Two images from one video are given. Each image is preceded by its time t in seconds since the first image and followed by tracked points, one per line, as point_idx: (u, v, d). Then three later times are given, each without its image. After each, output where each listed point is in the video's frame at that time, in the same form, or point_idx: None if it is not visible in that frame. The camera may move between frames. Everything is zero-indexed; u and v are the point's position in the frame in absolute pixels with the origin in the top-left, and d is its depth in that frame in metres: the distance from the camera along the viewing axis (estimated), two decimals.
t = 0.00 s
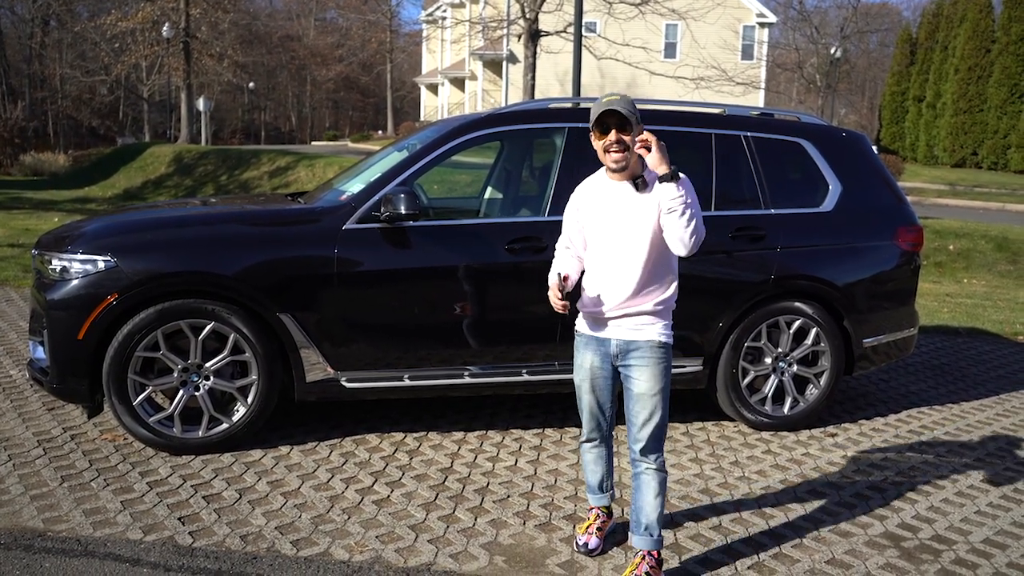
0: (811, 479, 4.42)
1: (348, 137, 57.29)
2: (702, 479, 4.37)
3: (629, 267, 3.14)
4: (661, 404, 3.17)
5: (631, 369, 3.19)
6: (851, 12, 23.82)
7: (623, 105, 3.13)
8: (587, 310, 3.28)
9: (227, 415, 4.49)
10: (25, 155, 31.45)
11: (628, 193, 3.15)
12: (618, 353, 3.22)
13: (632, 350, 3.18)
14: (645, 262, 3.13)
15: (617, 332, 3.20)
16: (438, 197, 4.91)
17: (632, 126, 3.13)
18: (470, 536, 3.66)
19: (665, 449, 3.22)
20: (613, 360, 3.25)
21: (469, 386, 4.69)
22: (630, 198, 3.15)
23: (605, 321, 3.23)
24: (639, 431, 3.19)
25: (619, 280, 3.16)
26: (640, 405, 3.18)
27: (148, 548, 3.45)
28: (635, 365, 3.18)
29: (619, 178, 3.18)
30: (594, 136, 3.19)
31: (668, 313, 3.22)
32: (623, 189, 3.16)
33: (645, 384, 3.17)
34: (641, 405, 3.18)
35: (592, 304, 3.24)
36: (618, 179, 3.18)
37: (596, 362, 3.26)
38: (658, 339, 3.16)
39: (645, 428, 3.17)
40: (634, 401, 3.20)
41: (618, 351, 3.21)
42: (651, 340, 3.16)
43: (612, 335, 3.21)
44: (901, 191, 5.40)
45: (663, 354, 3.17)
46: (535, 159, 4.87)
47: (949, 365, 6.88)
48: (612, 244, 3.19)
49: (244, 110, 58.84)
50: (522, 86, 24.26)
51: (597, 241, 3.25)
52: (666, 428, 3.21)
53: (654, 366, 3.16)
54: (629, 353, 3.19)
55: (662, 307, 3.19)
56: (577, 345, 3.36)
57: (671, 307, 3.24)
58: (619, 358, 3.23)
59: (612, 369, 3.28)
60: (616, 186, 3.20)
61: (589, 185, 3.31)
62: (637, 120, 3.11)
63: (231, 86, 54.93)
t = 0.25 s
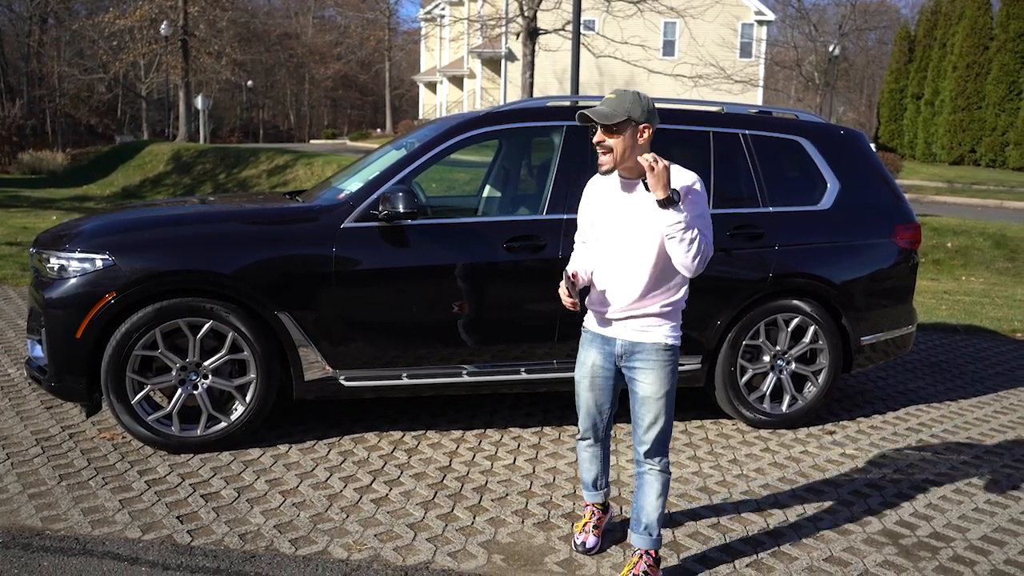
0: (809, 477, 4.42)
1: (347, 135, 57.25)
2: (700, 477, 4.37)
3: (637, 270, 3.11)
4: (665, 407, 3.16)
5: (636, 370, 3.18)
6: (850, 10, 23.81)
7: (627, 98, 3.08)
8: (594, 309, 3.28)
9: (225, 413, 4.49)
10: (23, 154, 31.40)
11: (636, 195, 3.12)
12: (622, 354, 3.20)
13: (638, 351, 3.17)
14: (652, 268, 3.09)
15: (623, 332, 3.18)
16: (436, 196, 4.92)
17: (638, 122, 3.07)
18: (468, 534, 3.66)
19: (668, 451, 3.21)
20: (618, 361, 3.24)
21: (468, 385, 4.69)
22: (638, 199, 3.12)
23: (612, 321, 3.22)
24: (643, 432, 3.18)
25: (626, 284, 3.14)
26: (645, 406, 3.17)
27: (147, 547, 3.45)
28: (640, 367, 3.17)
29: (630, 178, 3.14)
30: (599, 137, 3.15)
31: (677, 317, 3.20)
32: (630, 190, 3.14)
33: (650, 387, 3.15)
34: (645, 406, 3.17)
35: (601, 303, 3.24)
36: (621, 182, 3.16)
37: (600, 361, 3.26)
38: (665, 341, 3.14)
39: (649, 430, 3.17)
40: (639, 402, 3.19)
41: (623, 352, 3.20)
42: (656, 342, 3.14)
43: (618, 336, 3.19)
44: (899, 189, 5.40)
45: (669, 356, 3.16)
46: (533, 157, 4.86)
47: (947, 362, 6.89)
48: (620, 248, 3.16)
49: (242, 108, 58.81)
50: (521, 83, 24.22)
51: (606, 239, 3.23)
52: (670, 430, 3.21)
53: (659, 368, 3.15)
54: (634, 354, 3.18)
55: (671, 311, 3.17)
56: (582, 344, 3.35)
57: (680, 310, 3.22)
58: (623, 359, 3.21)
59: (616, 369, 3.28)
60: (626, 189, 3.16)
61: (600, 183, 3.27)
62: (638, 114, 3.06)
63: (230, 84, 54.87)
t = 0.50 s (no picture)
0: (807, 476, 4.43)
1: (345, 135, 57.20)
2: (698, 477, 4.38)
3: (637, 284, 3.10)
4: (669, 410, 3.15)
5: (640, 373, 3.17)
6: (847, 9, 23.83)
7: (618, 109, 3.02)
8: (601, 311, 3.30)
9: (223, 414, 4.49)
10: (21, 154, 31.35)
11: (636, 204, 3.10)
12: (626, 356, 3.20)
13: (640, 354, 3.15)
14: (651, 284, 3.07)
15: (627, 335, 3.17)
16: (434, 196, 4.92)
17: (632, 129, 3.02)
18: (467, 534, 3.66)
19: (670, 454, 3.20)
20: (622, 362, 3.24)
21: (466, 385, 4.69)
22: (638, 207, 3.10)
23: (615, 324, 3.22)
24: (645, 434, 3.17)
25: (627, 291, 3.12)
26: (648, 409, 3.16)
27: (144, 547, 3.45)
28: (644, 369, 3.15)
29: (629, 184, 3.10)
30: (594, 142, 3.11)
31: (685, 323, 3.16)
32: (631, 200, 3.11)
33: (654, 390, 3.14)
34: (648, 409, 3.16)
35: (607, 307, 3.24)
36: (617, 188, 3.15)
37: (605, 361, 3.28)
38: (669, 345, 3.11)
39: (651, 433, 3.16)
40: (642, 404, 3.18)
41: (627, 355, 3.19)
42: (660, 346, 3.11)
43: (622, 338, 3.19)
44: (896, 189, 5.41)
45: (674, 362, 3.13)
46: (531, 157, 4.87)
47: (945, 362, 6.90)
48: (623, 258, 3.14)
49: (241, 108, 58.79)
50: (518, 83, 24.22)
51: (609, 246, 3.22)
52: (673, 433, 3.19)
53: (663, 371, 3.13)
54: (637, 357, 3.17)
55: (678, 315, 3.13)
56: (590, 343, 3.38)
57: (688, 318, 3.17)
58: (628, 360, 3.21)
59: (621, 369, 3.28)
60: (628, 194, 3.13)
61: (606, 188, 3.24)
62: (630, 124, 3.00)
63: (228, 85, 54.85)
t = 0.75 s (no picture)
0: (805, 477, 4.43)
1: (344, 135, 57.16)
2: (696, 477, 4.38)
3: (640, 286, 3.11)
4: (674, 409, 3.14)
5: (646, 373, 3.18)
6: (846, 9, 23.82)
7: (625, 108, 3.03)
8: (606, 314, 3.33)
9: (222, 414, 4.49)
10: (19, 155, 31.30)
11: (641, 202, 3.09)
12: (632, 357, 3.21)
13: (647, 355, 3.16)
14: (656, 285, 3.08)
15: (632, 336, 3.18)
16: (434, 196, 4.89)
17: (640, 128, 3.03)
18: (466, 535, 3.67)
19: (674, 454, 3.19)
20: (629, 363, 3.25)
21: (465, 386, 4.69)
22: (643, 206, 3.10)
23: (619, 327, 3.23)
24: (650, 433, 3.17)
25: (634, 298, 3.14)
26: (653, 409, 3.17)
27: (142, 548, 3.45)
28: (650, 369, 3.16)
29: (633, 186, 3.10)
30: (600, 144, 3.12)
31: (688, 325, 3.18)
32: (636, 197, 3.10)
33: (659, 390, 3.15)
34: (654, 410, 3.16)
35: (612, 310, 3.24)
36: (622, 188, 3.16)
37: (613, 362, 3.30)
38: (677, 345, 3.13)
39: (656, 432, 3.16)
40: (648, 404, 3.19)
41: (633, 356, 3.20)
42: (668, 347, 3.12)
43: (628, 339, 3.19)
44: (894, 189, 5.41)
45: (682, 362, 3.15)
46: (529, 157, 4.88)
47: (943, 362, 6.91)
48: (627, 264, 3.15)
49: (239, 109, 58.75)
50: (517, 83, 24.19)
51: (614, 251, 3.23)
52: (678, 433, 3.19)
53: (668, 371, 3.14)
54: (644, 358, 3.18)
55: (683, 317, 3.14)
56: (599, 345, 3.40)
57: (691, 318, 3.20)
58: (634, 361, 3.22)
59: (628, 371, 3.30)
60: (631, 194, 3.13)
61: (610, 187, 3.24)
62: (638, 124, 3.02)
63: (226, 85, 54.80)
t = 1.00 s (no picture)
0: (805, 476, 4.44)
1: (344, 136, 57.13)
2: (696, 477, 4.38)
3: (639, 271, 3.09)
4: (671, 404, 3.15)
5: (644, 368, 3.18)
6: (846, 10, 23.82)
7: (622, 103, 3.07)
8: (605, 309, 3.32)
9: (222, 414, 4.49)
10: (19, 155, 31.29)
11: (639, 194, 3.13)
12: (631, 353, 3.21)
13: (644, 350, 3.17)
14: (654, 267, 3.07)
15: (631, 331, 3.18)
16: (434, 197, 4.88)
17: (639, 121, 3.08)
18: (466, 535, 3.67)
19: (671, 449, 3.20)
20: (629, 359, 3.25)
21: (466, 385, 4.69)
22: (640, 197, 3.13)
23: (619, 321, 3.23)
24: (647, 429, 3.18)
25: (631, 283, 3.12)
26: (650, 404, 3.17)
27: (142, 548, 3.45)
28: (648, 363, 3.16)
29: (632, 177, 3.15)
30: (601, 137, 3.17)
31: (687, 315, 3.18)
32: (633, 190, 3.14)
33: (656, 385, 3.15)
34: (651, 405, 3.17)
35: (612, 304, 3.24)
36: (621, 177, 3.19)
37: (612, 360, 3.29)
38: (674, 340, 3.13)
39: (653, 427, 3.16)
40: (645, 399, 3.19)
41: (631, 352, 3.20)
42: (665, 341, 3.12)
43: (627, 335, 3.19)
44: (894, 190, 5.41)
45: (680, 355, 3.15)
46: (529, 157, 4.88)
47: (942, 362, 6.91)
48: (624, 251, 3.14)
49: (239, 109, 58.77)
50: (517, 84, 24.20)
51: (610, 243, 3.23)
52: (675, 428, 3.20)
53: (667, 366, 3.13)
54: (641, 353, 3.18)
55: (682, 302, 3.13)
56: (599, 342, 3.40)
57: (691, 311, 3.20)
58: (632, 358, 3.22)
59: (628, 368, 3.30)
60: (628, 187, 3.17)
61: (608, 185, 3.26)
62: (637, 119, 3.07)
63: (226, 86, 54.80)
